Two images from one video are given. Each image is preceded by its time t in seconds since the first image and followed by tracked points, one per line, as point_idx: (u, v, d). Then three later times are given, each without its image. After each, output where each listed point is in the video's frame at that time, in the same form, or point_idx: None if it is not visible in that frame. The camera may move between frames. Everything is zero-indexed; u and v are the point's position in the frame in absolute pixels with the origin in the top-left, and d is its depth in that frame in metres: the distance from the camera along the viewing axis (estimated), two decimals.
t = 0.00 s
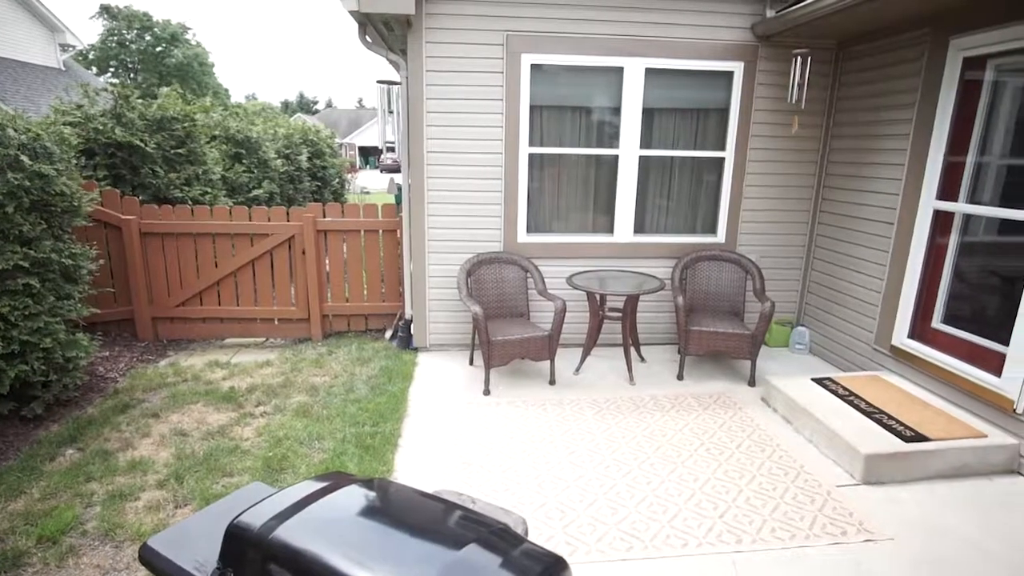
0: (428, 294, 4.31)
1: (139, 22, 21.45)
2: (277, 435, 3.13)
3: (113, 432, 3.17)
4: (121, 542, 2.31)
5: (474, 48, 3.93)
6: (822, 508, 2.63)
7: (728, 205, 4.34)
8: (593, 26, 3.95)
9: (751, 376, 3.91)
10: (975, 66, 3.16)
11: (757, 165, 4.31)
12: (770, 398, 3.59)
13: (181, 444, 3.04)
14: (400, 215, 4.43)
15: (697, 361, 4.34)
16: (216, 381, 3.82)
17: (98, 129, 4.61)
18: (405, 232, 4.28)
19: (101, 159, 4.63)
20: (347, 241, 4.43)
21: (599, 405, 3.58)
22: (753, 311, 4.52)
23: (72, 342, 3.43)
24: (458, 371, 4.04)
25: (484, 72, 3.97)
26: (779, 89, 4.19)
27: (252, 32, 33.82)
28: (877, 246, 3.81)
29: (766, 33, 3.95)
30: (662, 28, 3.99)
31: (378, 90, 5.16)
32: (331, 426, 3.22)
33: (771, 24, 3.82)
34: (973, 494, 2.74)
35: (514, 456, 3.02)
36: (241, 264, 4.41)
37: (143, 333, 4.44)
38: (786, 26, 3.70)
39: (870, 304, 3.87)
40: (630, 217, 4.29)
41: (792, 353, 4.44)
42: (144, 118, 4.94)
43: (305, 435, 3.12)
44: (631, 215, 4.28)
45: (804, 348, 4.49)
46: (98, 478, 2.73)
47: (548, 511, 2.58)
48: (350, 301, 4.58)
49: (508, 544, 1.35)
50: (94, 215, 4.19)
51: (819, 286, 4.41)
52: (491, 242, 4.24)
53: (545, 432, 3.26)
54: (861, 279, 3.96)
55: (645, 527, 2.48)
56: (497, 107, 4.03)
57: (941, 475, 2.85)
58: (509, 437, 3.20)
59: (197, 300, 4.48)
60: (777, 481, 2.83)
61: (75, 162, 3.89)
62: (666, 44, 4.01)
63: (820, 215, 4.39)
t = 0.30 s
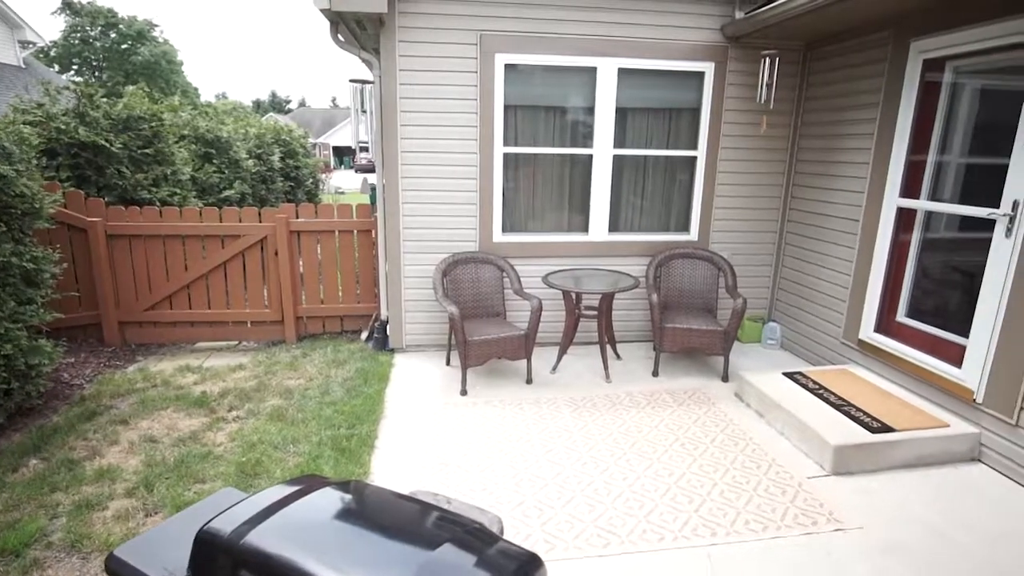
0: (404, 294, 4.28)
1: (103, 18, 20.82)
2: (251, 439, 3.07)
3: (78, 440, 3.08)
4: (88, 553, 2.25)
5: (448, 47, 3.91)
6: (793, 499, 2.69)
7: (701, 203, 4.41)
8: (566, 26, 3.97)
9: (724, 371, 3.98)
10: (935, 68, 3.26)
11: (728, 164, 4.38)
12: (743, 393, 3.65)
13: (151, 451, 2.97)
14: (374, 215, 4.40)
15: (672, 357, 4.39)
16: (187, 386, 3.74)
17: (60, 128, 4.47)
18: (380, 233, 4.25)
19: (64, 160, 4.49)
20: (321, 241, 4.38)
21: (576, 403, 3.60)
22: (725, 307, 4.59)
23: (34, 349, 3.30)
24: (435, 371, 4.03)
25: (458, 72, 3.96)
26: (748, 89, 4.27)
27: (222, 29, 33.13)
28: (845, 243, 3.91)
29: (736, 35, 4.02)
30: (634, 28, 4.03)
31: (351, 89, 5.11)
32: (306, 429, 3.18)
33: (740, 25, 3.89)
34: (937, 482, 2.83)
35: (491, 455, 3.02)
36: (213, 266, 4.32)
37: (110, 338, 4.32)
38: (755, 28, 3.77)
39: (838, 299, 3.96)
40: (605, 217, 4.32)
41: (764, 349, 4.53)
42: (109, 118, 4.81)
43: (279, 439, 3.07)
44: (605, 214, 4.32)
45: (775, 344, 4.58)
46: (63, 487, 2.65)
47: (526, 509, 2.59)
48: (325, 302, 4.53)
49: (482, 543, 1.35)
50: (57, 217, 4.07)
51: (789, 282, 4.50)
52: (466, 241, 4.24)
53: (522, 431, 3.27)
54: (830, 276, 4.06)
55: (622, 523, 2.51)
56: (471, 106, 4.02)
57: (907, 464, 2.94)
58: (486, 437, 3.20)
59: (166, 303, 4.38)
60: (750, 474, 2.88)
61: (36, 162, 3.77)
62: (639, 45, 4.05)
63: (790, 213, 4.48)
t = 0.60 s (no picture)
0: (376, 295, 4.25)
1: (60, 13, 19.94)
2: (220, 445, 3.01)
3: (37, 451, 2.97)
4: (48, 567, 2.17)
5: (417, 47, 3.89)
6: (762, 491, 2.75)
7: (671, 202, 4.47)
8: (536, 27, 3.98)
9: (695, 367, 4.05)
10: (892, 70, 3.37)
11: (697, 163, 4.46)
12: (714, 388, 3.72)
13: (115, 461, 2.89)
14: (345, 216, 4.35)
15: (644, 354, 4.45)
16: (153, 393, 3.64)
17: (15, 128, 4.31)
18: (351, 234, 4.21)
19: (20, 160, 4.33)
20: (291, 243, 4.32)
21: (550, 401, 3.62)
22: (696, 304, 4.67)
23: None
24: (408, 373, 4.01)
25: (428, 71, 3.94)
26: (716, 90, 4.34)
27: (187, 26, 32.31)
28: (810, 239, 4.01)
29: (702, 36, 4.09)
30: (603, 29, 4.06)
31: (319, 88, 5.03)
32: (277, 434, 3.12)
33: (706, 27, 3.96)
34: (899, 470, 2.93)
35: (466, 456, 3.02)
36: (178, 269, 4.22)
37: (70, 344, 4.18)
38: (721, 29, 3.84)
39: (804, 295, 4.06)
40: (576, 216, 4.35)
41: (734, 345, 4.61)
42: (66, 117, 4.65)
43: (249, 445, 3.01)
44: (577, 213, 4.35)
45: (744, 339, 4.68)
46: (22, 500, 2.55)
47: (501, 508, 2.59)
48: (295, 305, 4.46)
49: (454, 543, 1.35)
50: (12, 220, 3.92)
51: (757, 279, 4.60)
52: (438, 241, 4.22)
53: (497, 431, 3.27)
54: (795, 272, 4.16)
55: (596, 519, 2.53)
56: (442, 106, 4.01)
57: (870, 454, 3.03)
58: (460, 438, 3.19)
59: (130, 308, 4.26)
60: (721, 468, 2.94)
61: None
62: (608, 45, 4.09)
63: (757, 211, 4.57)
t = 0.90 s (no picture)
0: (349, 297, 4.21)
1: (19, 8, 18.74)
2: (189, 452, 2.94)
3: None
4: None
5: (388, 46, 3.86)
6: (734, 484, 2.80)
7: (643, 201, 4.53)
8: (508, 26, 3.99)
9: (668, 364, 4.10)
10: (854, 71, 3.46)
11: (668, 163, 4.52)
12: (687, 384, 3.77)
13: (79, 470, 2.80)
14: (317, 216, 4.30)
15: (619, 352, 4.49)
16: (119, 399, 3.54)
17: None
18: (323, 234, 4.16)
19: None
20: (261, 244, 4.25)
21: (526, 400, 3.63)
22: (668, 301, 4.73)
23: None
24: (382, 374, 3.98)
25: (400, 70, 3.92)
26: (686, 90, 4.41)
27: (152, 22, 31.46)
28: (778, 237, 4.10)
29: (672, 37, 4.14)
30: (574, 29, 4.09)
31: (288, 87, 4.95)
32: (248, 439, 3.07)
33: (676, 28, 4.01)
34: (865, 460, 3.01)
35: (441, 456, 3.01)
36: (145, 272, 4.12)
37: (31, 351, 4.04)
38: (690, 30, 3.89)
39: (773, 291, 4.15)
40: (550, 215, 4.38)
41: (706, 341, 4.69)
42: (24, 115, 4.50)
43: (220, 450, 2.96)
44: (550, 212, 4.37)
45: (715, 336, 4.76)
46: None
47: (477, 508, 2.59)
48: (267, 307, 4.39)
49: (427, 544, 1.35)
50: None
51: (728, 275, 4.68)
52: (412, 241, 4.19)
53: (472, 430, 3.26)
54: (764, 269, 4.25)
55: (571, 516, 2.55)
56: (414, 105, 3.98)
57: (837, 446, 3.11)
58: (436, 438, 3.18)
59: (94, 313, 4.14)
60: (694, 462, 2.98)
61: None
62: (580, 45, 4.12)
63: (727, 209, 4.66)
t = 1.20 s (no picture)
0: (323, 298, 4.16)
1: None
2: (159, 458, 2.88)
3: None
4: None
5: (361, 44, 3.83)
6: (709, 478, 2.84)
7: (617, 200, 4.57)
8: (482, 26, 3.99)
9: (643, 361, 4.15)
10: (821, 72, 3.54)
11: (642, 162, 4.57)
12: (662, 381, 3.82)
13: (43, 480, 2.71)
14: (290, 217, 4.24)
15: (595, 350, 4.52)
16: (85, 407, 3.44)
17: None
18: (295, 235, 4.10)
19: None
20: (232, 246, 4.18)
21: (503, 399, 3.64)
22: (643, 299, 4.78)
23: None
24: (358, 376, 3.95)
25: (373, 69, 3.88)
26: (658, 90, 4.46)
27: (118, 19, 30.61)
28: (749, 235, 4.17)
29: (644, 37, 4.19)
30: (548, 29, 4.11)
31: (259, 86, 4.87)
32: (221, 444, 3.01)
33: (648, 28, 4.06)
34: (834, 452, 3.08)
35: (419, 458, 2.99)
36: (111, 275, 4.01)
37: None
38: (662, 31, 3.94)
39: (745, 287, 4.23)
40: (525, 214, 4.39)
41: (680, 338, 4.75)
42: None
43: (192, 456, 2.89)
44: (525, 211, 4.39)
45: (690, 332, 4.82)
46: None
47: (455, 508, 2.58)
48: (239, 310, 4.31)
49: (403, 546, 1.34)
50: None
51: (701, 273, 4.76)
52: (387, 242, 4.16)
53: (450, 431, 3.25)
54: (736, 266, 4.32)
55: (549, 514, 2.56)
56: (388, 104, 3.95)
57: (808, 438, 3.18)
58: (413, 439, 3.16)
59: (58, 318, 4.02)
60: (669, 458, 3.02)
61: None
62: (554, 45, 4.13)
63: (699, 208, 4.73)
